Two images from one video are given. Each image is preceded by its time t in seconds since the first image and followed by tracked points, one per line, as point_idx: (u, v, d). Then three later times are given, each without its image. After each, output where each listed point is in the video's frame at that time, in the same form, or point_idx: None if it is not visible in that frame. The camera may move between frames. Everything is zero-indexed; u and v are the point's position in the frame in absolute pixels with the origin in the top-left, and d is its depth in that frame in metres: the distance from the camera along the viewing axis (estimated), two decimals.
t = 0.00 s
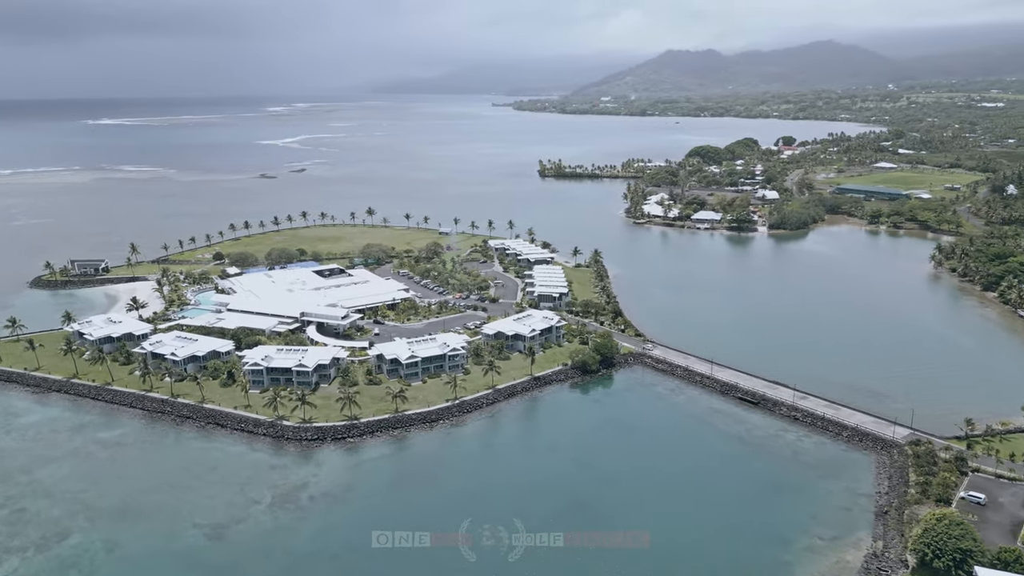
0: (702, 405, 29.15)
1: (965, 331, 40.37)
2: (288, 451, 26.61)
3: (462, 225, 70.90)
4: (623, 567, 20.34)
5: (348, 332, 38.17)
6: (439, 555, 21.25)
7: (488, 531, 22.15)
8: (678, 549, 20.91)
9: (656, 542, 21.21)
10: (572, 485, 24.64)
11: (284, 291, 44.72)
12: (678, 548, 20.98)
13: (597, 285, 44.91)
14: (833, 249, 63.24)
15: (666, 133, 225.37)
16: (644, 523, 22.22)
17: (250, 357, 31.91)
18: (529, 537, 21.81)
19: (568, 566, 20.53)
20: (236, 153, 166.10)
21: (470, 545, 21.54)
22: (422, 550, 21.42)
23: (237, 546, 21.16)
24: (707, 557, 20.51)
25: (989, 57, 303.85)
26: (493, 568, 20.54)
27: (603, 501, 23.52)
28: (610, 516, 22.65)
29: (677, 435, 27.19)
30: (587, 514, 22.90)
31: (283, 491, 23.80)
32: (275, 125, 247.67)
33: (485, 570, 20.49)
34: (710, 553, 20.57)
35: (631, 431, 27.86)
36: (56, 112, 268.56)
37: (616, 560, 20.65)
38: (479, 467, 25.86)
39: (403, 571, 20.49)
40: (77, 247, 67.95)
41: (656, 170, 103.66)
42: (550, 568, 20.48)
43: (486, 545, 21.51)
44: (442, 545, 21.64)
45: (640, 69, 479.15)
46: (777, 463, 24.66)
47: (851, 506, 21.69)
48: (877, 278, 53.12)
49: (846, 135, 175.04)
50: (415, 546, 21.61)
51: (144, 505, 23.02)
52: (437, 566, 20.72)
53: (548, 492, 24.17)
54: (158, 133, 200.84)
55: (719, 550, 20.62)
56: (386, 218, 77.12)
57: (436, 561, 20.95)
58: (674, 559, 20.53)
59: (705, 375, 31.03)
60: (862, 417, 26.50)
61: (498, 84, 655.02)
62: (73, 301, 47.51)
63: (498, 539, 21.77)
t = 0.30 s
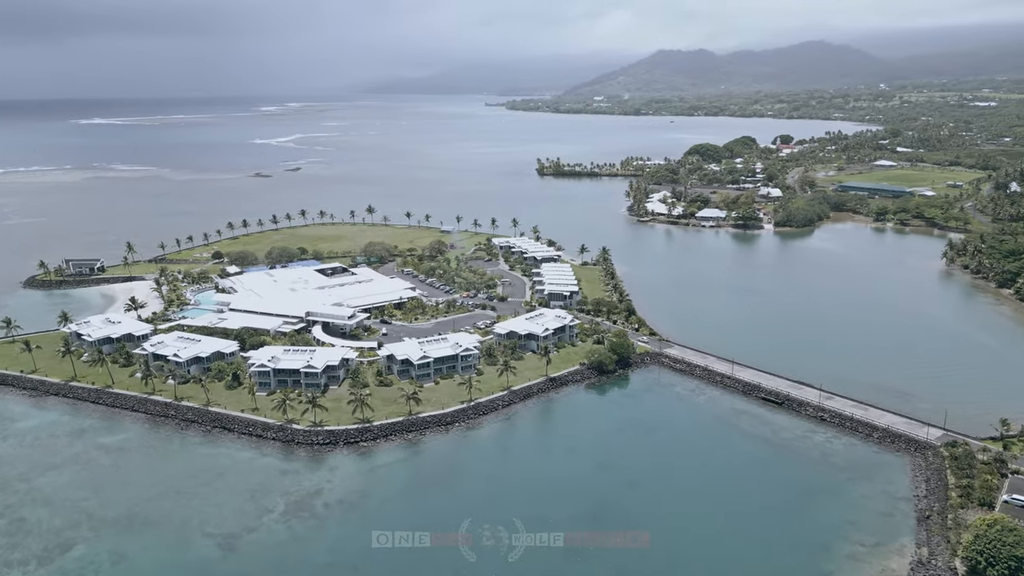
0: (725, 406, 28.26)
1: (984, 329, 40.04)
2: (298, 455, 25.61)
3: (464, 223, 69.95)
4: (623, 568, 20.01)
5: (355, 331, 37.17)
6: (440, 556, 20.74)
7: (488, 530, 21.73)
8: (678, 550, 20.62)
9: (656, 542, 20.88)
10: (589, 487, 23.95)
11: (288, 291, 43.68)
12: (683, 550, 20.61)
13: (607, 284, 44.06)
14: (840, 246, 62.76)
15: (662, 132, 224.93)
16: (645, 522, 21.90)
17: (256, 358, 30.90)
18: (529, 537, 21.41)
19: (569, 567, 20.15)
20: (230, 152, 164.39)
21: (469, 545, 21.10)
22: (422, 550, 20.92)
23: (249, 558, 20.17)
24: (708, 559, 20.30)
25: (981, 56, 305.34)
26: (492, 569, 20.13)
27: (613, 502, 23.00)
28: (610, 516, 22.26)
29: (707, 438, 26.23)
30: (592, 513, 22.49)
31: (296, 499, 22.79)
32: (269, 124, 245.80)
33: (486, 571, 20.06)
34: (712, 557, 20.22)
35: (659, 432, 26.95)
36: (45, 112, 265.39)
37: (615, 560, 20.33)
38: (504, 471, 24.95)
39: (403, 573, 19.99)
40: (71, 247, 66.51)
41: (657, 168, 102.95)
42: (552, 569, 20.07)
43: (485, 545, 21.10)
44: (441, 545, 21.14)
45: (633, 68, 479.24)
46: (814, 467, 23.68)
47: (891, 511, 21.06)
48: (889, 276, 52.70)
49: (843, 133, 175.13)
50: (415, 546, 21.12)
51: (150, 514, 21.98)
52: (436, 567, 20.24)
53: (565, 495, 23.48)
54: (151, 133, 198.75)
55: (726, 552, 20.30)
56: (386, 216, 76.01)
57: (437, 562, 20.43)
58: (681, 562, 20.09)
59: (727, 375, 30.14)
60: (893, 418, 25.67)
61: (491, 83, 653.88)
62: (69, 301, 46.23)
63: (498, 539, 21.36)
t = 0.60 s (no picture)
0: (750, 408, 27.46)
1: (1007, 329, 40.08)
2: (311, 462, 24.63)
3: (466, 223, 68.99)
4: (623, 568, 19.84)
5: (363, 333, 36.21)
6: (440, 557, 20.32)
7: (488, 530, 21.31)
8: (678, 552, 20.44)
9: (655, 543, 20.70)
10: (605, 489, 23.43)
11: (291, 291, 42.64)
12: (689, 553, 20.38)
13: (618, 283, 43.29)
14: (847, 245, 62.33)
15: (658, 132, 224.48)
16: (644, 522, 21.72)
17: (263, 361, 29.91)
18: (529, 537, 21.10)
19: (569, 568, 19.92)
20: (224, 152, 162.66)
21: (470, 545, 20.68)
22: (422, 551, 20.46)
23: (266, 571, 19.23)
24: (708, 561, 20.07)
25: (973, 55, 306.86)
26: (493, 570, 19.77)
27: (620, 503, 22.65)
28: (608, 515, 22.06)
29: (738, 444, 25.36)
30: (594, 512, 22.24)
31: (312, 508, 21.88)
32: (262, 124, 243.93)
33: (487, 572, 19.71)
34: (714, 558, 20.09)
35: (686, 436, 26.17)
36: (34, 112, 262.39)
37: (614, 560, 20.17)
38: (527, 476, 24.16)
39: (403, 574, 19.57)
40: (64, 247, 65.09)
41: (657, 167, 102.27)
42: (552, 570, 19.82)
43: (486, 545, 20.70)
44: (442, 545, 20.70)
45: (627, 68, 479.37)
46: (850, 474, 23.02)
47: (934, 518, 20.60)
48: (902, 274, 52.43)
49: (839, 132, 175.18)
50: (415, 546, 20.65)
51: (159, 526, 20.99)
52: (436, 568, 19.81)
53: (581, 498, 22.94)
54: (143, 133, 196.62)
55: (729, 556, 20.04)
56: (386, 215, 74.87)
57: (438, 564, 20.00)
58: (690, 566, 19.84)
59: (749, 376, 29.29)
60: (927, 420, 24.90)
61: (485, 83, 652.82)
62: (65, 303, 44.96)
63: (498, 539, 20.96)
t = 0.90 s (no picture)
0: (776, 414, 26.73)
1: None
2: (325, 473, 23.66)
3: (466, 223, 68.07)
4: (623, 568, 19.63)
5: (370, 337, 35.27)
6: (440, 557, 20.04)
7: (488, 530, 21.08)
8: (679, 552, 20.22)
9: (656, 543, 20.48)
10: (621, 494, 22.99)
11: (294, 294, 41.56)
12: (700, 556, 20.07)
13: (628, 284, 42.58)
14: (852, 244, 62.04)
15: (651, 132, 224.38)
16: (645, 522, 21.52)
17: (271, 367, 28.89)
18: (529, 537, 20.89)
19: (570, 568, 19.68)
20: (214, 152, 160.84)
21: (470, 545, 20.45)
22: (421, 550, 20.17)
23: None
24: (706, 561, 19.90)
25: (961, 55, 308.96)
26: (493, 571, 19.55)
27: (630, 506, 22.30)
28: (607, 515, 21.88)
29: (769, 453, 24.59)
30: (598, 512, 22.06)
31: (330, 522, 20.99)
32: (252, 125, 241.88)
33: (485, 573, 19.47)
34: (713, 559, 19.89)
35: (714, 443, 25.51)
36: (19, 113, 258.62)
37: (615, 560, 19.95)
38: (549, 484, 23.53)
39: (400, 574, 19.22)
40: (56, 249, 63.54)
41: (655, 167, 101.74)
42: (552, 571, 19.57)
43: (485, 545, 20.49)
44: (441, 545, 20.43)
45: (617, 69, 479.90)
46: (885, 483, 22.42)
47: (976, 528, 20.05)
48: (912, 275, 52.39)
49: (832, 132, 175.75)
50: (414, 546, 20.35)
51: (170, 544, 20.04)
52: (435, 569, 19.53)
53: (597, 503, 22.49)
54: (131, 133, 194.15)
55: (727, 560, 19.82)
56: (385, 216, 73.77)
57: (437, 564, 19.73)
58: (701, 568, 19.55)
59: (772, 380, 28.55)
60: (958, 425, 24.25)
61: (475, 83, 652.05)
62: (59, 307, 43.60)
63: (498, 539, 20.75)
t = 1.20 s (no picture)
0: (806, 419, 26.09)
1: None
2: (344, 484, 22.78)
3: (469, 223, 67.18)
4: (622, 568, 19.50)
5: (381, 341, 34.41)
6: (439, 556, 19.77)
7: (488, 530, 20.81)
8: (680, 551, 20.09)
9: (657, 543, 20.33)
10: (638, 496, 22.60)
11: (300, 297, 40.57)
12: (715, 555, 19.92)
13: (640, 286, 41.90)
14: (858, 243, 61.73)
15: (645, 132, 224.16)
16: (646, 521, 21.35)
17: (283, 373, 27.97)
18: (529, 537, 20.61)
19: (570, 569, 19.45)
20: (207, 152, 158.94)
21: (470, 545, 20.18)
22: (422, 551, 19.88)
23: None
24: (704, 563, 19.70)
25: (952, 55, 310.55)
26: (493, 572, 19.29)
27: (644, 509, 21.95)
28: (607, 514, 21.66)
29: (806, 461, 23.82)
30: (601, 512, 21.81)
31: (354, 537, 20.18)
32: (244, 125, 239.72)
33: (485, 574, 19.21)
34: (710, 559, 19.79)
35: (743, 447, 24.89)
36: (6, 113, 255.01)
37: (615, 562, 19.74)
38: (571, 487, 22.97)
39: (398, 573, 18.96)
40: (49, 251, 62.08)
41: (655, 167, 101.19)
42: (552, 571, 19.33)
43: (486, 545, 20.22)
44: (441, 545, 20.15)
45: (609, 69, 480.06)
46: (925, 490, 21.84)
47: None
48: (924, 275, 52.24)
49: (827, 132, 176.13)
50: (415, 546, 20.06)
51: (187, 562, 19.17)
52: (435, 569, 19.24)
53: (612, 505, 22.09)
54: (122, 133, 191.67)
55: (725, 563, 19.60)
56: (386, 216, 72.77)
57: (436, 564, 19.45)
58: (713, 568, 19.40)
59: (799, 385, 27.88)
60: (995, 430, 23.70)
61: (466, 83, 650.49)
62: (56, 311, 42.30)
63: (498, 539, 20.48)
